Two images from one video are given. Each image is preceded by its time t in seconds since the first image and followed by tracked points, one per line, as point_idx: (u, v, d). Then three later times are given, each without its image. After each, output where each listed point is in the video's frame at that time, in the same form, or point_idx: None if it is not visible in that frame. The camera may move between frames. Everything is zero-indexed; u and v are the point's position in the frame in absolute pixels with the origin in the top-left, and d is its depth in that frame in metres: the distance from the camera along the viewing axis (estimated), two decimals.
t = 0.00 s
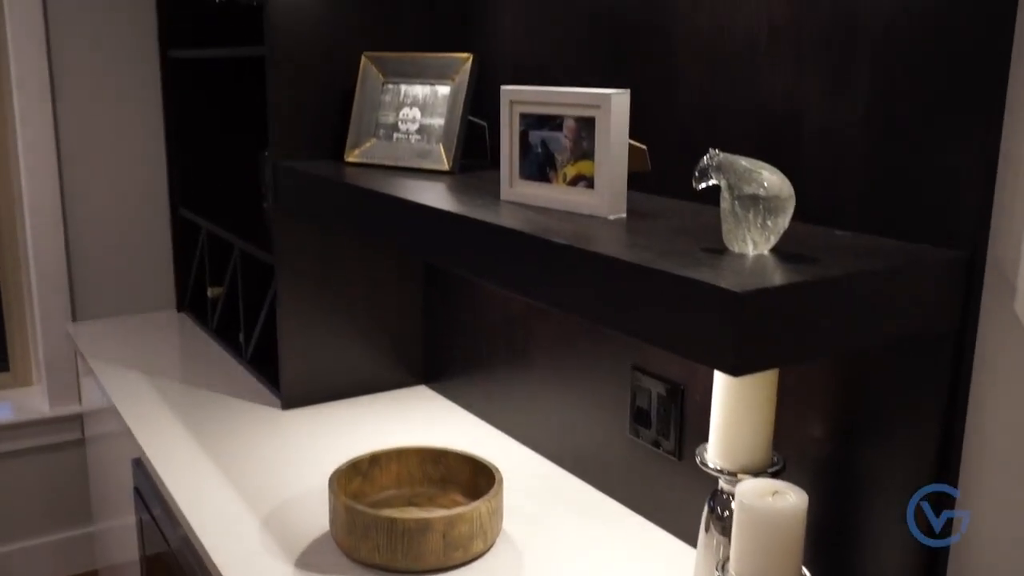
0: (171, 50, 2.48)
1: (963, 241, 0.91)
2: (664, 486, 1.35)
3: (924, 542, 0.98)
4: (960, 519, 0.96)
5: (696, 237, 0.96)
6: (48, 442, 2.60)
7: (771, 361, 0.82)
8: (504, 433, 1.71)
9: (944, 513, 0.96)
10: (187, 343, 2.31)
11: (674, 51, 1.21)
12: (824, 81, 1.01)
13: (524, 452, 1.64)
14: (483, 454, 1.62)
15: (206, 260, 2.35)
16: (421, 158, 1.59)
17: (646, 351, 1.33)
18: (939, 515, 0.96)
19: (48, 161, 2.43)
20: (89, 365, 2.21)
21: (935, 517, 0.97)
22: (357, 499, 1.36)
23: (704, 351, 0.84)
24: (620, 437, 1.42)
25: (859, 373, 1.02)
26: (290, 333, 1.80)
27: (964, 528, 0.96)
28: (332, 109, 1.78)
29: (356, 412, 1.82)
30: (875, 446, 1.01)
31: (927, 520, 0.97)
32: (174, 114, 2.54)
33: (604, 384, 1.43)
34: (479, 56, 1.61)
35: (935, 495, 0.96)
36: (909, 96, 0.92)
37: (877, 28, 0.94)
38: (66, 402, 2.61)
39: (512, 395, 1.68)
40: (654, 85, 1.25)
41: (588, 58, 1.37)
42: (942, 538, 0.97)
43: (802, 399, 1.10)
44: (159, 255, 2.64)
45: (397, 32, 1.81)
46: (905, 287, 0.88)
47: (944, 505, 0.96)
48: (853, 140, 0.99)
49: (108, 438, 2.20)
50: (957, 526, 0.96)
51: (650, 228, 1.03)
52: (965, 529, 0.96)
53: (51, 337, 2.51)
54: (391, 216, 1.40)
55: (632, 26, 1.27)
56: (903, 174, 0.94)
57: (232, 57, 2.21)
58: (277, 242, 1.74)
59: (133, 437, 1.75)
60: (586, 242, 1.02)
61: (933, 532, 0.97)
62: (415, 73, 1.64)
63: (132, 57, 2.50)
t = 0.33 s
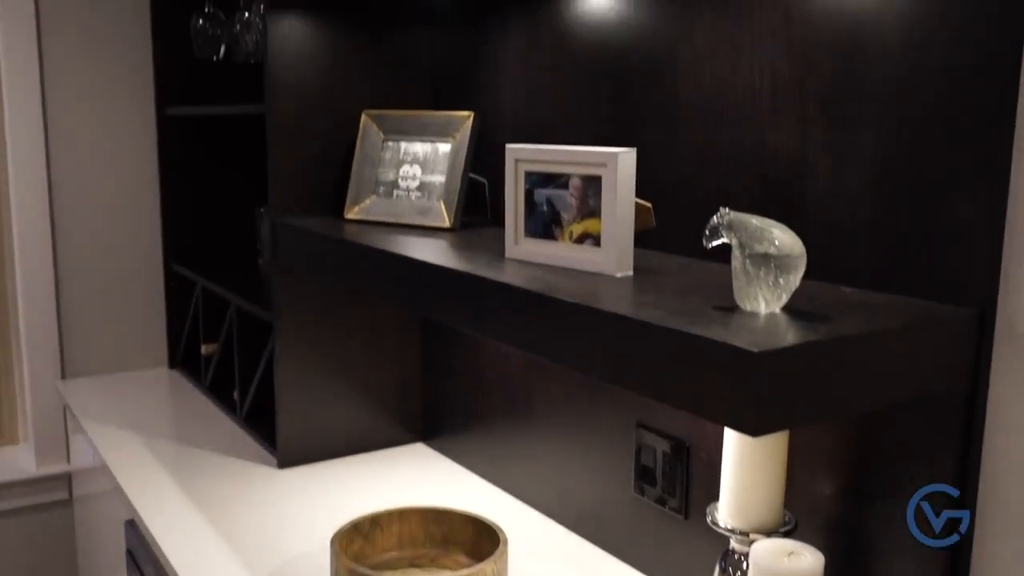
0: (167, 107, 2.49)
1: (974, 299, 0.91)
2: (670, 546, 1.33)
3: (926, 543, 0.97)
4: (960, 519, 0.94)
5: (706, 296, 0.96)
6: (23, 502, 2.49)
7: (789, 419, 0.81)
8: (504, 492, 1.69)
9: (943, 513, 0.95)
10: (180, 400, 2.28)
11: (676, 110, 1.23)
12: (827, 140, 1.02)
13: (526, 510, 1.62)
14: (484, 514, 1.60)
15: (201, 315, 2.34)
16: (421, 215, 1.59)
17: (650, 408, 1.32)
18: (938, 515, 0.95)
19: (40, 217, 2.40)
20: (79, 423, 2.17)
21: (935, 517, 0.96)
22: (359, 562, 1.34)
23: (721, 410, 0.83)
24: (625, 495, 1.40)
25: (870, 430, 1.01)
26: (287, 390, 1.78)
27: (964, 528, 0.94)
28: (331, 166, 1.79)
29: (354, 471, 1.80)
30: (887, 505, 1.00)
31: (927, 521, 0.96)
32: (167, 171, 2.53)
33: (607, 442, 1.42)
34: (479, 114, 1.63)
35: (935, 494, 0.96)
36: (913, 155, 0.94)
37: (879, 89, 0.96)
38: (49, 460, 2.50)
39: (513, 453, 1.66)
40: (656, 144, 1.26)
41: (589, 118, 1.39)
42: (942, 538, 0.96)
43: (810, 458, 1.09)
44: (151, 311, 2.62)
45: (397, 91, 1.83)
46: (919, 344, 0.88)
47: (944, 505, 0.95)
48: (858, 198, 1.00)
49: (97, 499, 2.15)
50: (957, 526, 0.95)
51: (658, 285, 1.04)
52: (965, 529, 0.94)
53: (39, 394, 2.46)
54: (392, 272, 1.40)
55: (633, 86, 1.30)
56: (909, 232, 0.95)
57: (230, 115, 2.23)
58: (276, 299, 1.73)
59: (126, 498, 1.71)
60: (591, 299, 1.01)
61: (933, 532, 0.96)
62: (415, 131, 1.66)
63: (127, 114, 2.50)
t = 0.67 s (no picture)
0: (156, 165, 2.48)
1: (977, 356, 0.91)
2: None
3: (925, 542, 0.96)
4: (959, 519, 0.93)
5: (708, 355, 0.96)
6: None
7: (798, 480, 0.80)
8: (499, 552, 1.66)
9: (943, 513, 0.94)
10: (164, 460, 2.24)
11: (672, 169, 1.24)
12: (823, 198, 1.04)
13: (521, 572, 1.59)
14: None
15: (187, 373, 2.31)
16: (415, 272, 1.59)
17: (649, 467, 1.31)
18: (938, 515, 0.94)
19: (25, 274, 2.38)
20: (61, 485, 2.12)
21: (935, 517, 0.95)
22: None
23: (729, 471, 0.82)
24: (623, 556, 1.38)
25: (875, 489, 1.00)
26: (277, 449, 1.75)
27: (964, 527, 0.93)
28: (324, 223, 1.79)
29: (344, 532, 1.76)
30: (895, 564, 0.99)
31: (928, 521, 0.95)
32: (154, 229, 2.49)
33: (605, 501, 1.40)
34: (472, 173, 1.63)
35: (935, 494, 0.95)
36: (910, 212, 0.95)
37: (874, 149, 0.98)
38: (28, 523, 2.44)
39: (507, 512, 1.64)
40: (653, 202, 1.27)
41: (584, 176, 1.41)
42: (942, 538, 0.94)
43: (814, 517, 1.08)
44: (135, 370, 2.59)
45: (390, 149, 1.84)
46: (924, 402, 0.88)
47: (943, 505, 0.94)
48: (856, 255, 1.01)
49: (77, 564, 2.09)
50: (957, 526, 0.93)
51: (658, 344, 1.03)
52: (965, 529, 0.93)
53: (19, 455, 2.41)
54: (385, 330, 1.38)
55: (629, 146, 1.31)
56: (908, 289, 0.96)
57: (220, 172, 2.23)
58: (266, 357, 1.72)
59: (109, 563, 1.66)
60: (592, 357, 1.01)
61: (933, 533, 0.95)
62: (408, 189, 1.66)
63: (115, 171, 2.50)
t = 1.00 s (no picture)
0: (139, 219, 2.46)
1: (973, 411, 0.91)
2: None
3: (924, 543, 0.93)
4: (960, 519, 0.92)
5: (705, 412, 0.96)
6: None
7: (804, 539, 0.79)
8: None
9: (944, 513, 0.92)
10: (143, 520, 2.18)
11: (663, 225, 1.25)
12: (815, 253, 1.05)
13: None
14: None
15: (168, 431, 2.27)
16: (404, 327, 1.58)
17: (645, 524, 1.29)
18: (938, 516, 0.92)
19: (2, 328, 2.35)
20: (35, 547, 2.05)
21: (936, 518, 0.92)
22: None
23: (734, 531, 0.81)
24: None
25: (872, 547, 1.00)
26: (261, 509, 1.71)
27: (964, 527, 0.92)
28: (311, 279, 1.78)
29: None
30: None
31: (927, 522, 0.92)
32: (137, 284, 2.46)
33: (597, 559, 1.38)
34: (461, 229, 1.63)
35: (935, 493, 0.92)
36: (902, 266, 0.96)
37: (864, 205, 0.99)
38: None
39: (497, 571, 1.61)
40: (645, 257, 1.28)
41: (573, 232, 1.42)
42: (939, 537, 0.93)
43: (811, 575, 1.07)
44: (114, 427, 2.54)
45: (378, 205, 1.85)
46: (924, 458, 0.88)
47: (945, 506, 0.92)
48: (849, 310, 1.01)
49: None
50: (957, 526, 0.93)
51: (654, 400, 1.03)
52: (965, 529, 0.92)
53: None
54: (374, 386, 1.37)
55: (619, 201, 1.32)
56: (903, 343, 0.97)
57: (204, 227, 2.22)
58: (251, 414, 1.69)
59: None
60: (588, 413, 1.00)
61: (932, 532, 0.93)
62: (396, 245, 1.66)
63: (96, 225, 2.49)
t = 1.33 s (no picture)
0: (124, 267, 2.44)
1: (972, 458, 0.91)
2: None
3: (926, 544, 0.87)
4: (960, 519, 0.90)
5: (704, 463, 0.95)
6: None
7: None
8: None
9: (943, 513, 0.88)
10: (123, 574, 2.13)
11: (655, 273, 1.26)
12: (809, 302, 1.05)
13: None
14: None
15: (150, 482, 2.22)
16: (394, 376, 1.57)
17: None
18: (939, 515, 0.88)
19: None
20: None
21: (936, 518, 0.88)
22: None
23: None
24: None
25: None
26: (246, 562, 1.67)
27: (963, 527, 0.90)
28: (299, 328, 1.77)
29: None
30: None
31: (928, 523, 0.88)
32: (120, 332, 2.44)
33: None
34: (452, 278, 1.62)
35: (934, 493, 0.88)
36: (897, 314, 0.97)
37: (858, 254, 1.00)
38: None
39: None
40: (637, 306, 1.28)
41: (565, 281, 1.42)
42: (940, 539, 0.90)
43: None
44: (94, 476, 2.50)
45: (366, 253, 1.85)
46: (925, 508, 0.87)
47: (944, 505, 0.88)
48: (845, 358, 1.02)
49: None
50: (957, 526, 0.90)
51: (651, 450, 1.02)
52: (964, 528, 0.90)
53: None
54: (364, 436, 1.35)
55: (611, 250, 1.33)
56: (899, 391, 0.97)
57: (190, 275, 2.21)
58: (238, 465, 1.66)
59: None
60: (584, 463, 0.99)
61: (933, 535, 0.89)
62: (386, 293, 1.65)
63: (79, 272, 2.47)
